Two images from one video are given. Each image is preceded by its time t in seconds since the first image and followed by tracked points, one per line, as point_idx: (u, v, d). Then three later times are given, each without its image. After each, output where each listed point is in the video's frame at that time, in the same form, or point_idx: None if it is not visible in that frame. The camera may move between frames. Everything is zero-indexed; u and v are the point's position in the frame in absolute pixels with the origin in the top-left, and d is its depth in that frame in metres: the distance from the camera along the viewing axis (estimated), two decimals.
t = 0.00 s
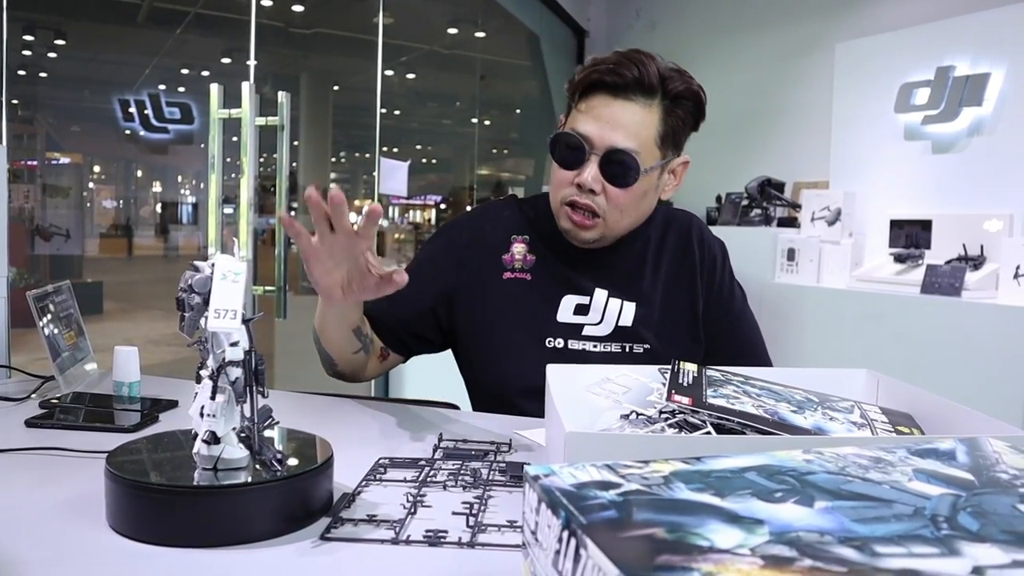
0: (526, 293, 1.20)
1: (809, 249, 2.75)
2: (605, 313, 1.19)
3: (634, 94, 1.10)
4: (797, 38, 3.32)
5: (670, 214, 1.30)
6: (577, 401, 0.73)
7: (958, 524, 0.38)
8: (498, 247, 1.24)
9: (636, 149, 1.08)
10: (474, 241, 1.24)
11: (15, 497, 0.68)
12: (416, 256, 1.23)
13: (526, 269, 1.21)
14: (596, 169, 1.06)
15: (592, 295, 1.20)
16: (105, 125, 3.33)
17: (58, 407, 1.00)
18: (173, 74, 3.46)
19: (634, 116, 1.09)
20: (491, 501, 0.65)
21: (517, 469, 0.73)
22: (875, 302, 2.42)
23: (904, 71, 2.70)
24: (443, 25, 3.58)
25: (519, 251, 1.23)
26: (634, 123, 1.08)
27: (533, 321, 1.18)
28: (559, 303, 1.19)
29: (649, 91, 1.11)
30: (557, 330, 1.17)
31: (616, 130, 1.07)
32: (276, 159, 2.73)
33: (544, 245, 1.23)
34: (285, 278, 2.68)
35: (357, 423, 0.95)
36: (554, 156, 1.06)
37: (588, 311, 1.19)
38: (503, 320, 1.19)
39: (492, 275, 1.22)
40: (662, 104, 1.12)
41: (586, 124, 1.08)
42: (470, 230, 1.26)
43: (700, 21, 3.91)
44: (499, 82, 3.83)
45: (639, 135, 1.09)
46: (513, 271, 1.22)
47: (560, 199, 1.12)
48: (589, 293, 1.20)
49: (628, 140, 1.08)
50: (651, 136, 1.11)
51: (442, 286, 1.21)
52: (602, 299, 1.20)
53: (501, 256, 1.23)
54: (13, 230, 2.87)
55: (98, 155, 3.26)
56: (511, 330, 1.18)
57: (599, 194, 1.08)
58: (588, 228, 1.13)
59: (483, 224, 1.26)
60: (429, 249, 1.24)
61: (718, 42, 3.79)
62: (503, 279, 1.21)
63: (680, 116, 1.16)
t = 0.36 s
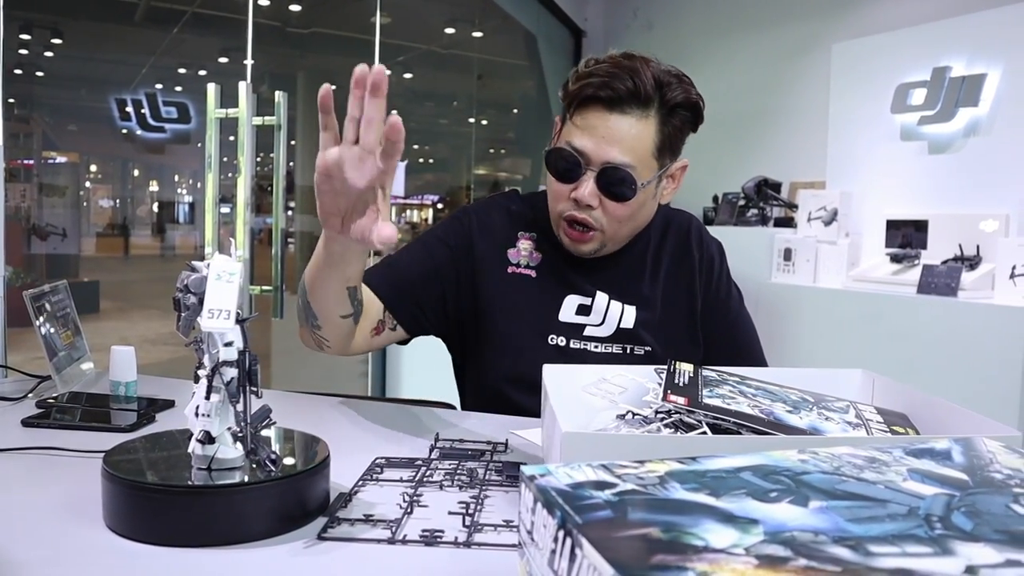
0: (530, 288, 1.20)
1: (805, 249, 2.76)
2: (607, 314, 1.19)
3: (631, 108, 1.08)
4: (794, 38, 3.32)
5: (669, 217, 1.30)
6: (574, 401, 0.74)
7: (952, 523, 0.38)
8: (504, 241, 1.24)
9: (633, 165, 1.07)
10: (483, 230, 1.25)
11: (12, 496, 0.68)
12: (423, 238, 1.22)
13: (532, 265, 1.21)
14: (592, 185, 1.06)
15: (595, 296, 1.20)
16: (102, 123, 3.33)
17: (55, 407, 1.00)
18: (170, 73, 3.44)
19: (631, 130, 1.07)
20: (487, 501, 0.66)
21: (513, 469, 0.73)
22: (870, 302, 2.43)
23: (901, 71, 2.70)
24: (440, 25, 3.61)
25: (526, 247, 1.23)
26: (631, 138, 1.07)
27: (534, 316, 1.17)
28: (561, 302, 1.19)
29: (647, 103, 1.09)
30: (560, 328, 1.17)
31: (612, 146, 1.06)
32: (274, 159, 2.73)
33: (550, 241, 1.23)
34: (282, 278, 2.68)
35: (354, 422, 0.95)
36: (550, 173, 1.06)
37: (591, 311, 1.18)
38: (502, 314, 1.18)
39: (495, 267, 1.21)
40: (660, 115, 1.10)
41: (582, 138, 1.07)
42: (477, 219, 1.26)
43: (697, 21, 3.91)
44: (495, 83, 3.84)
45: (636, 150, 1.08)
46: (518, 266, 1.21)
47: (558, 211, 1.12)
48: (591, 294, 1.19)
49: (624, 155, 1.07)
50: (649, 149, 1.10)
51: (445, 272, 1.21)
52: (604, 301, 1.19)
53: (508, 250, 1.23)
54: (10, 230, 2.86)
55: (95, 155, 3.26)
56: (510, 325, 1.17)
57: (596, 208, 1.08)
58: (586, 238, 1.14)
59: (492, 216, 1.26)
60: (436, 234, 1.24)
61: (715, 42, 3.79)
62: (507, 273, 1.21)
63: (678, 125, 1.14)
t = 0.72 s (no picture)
0: (525, 298, 1.20)
1: (801, 248, 2.77)
2: (604, 320, 1.19)
3: (658, 107, 1.08)
4: (789, 37, 3.33)
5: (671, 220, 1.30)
6: (569, 401, 0.74)
7: (944, 523, 0.39)
8: (496, 249, 1.23)
9: (660, 164, 1.07)
10: (474, 239, 1.24)
11: (6, 497, 0.67)
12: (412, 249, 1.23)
13: (525, 273, 1.21)
14: (618, 184, 1.06)
15: (592, 301, 1.20)
16: (97, 122, 3.31)
17: (49, 406, 0.99)
18: (164, 71, 3.48)
19: (659, 130, 1.07)
20: (481, 501, 0.66)
21: (508, 469, 0.73)
22: (866, 301, 2.43)
23: (896, 70, 2.70)
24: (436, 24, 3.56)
25: (519, 254, 1.22)
26: (659, 138, 1.07)
27: (530, 325, 1.18)
28: (556, 311, 1.19)
29: (673, 103, 1.09)
30: (554, 336, 1.17)
31: (640, 146, 1.06)
32: (270, 157, 2.72)
33: (543, 247, 1.23)
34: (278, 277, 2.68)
35: (348, 423, 0.95)
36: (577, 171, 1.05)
37: (587, 318, 1.19)
38: (496, 326, 1.19)
39: (490, 275, 1.22)
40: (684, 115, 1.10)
41: (608, 136, 1.06)
42: (468, 228, 1.26)
43: (693, 20, 3.91)
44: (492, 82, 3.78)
45: (663, 150, 1.08)
46: (511, 274, 1.22)
47: (577, 210, 1.11)
48: (588, 300, 1.19)
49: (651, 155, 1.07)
50: (673, 148, 1.09)
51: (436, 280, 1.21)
52: (601, 306, 1.19)
53: (500, 259, 1.23)
54: (5, 229, 2.84)
55: (90, 153, 3.23)
56: (506, 334, 1.18)
57: (621, 208, 1.08)
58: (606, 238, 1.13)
59: (483, 223, 1.26)
60: (427, 243, 1.24)
61: (711, 42, 3.79)
62: (502, 282, 1.21)
63: (700, 126, 1.14)
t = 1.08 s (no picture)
0: (520, 290, 1.20)
1: (798, 248, 2.77)
2: (598, 316, 1.19)
3: (617, 76, 1.11)
4: (786, 37, 3.33)
5: (665, 221, 1.30)
6: (563, 403, 0.74)
7: (936, 526, 0.39)
8: (494, 241, 1.24)
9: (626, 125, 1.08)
10: (473, 232, 1.25)
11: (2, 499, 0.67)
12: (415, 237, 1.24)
13: (522, 267, 1.21)
14: (587, 146, 1.07)
15: (585, 299, 1.20)
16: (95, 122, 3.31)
17: (45, 408, 0.99)
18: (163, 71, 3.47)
19: (620, 95, 1.10)
20: (477, 503, 0.66)
21: (504, 471, 0.73)
22: (862, 300, 2.43)
23: (893, 70, 2.70)
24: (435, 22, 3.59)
25: (517, 249, 1.23)
26: (621, 102, 1.09)
27: (526, 318, 1.18)
28: (551, 303, 1.19)
29: (632, 71, 1.12)
30: (547, 330, 1.17)
31: (603, 110, 1.08)
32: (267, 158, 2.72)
33: (540, 244, 1.23)
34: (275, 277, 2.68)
35: (343, 424, 0.95)
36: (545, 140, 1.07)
37: (581, 314, 1.19)
38: (490, 320, 1.19)
39: (487, 267, 1.22)
40: (647, 85, 1.13)
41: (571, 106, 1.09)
42: (466, 222, 1.26)
43: (690, 20, 3.91)
44: (490, 81, 3.83)
45: (626, 113, 1.10)
46: (508, 268, 1.22)
47: (556, 188, 1.11)
48: (581, 295, 1.19)
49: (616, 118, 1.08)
50: (639, 114, 1.11)
51: (431, 272, 1.22)
52: (593, 303, 1.19)
53: (498, 252, 1.23)
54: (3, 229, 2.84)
55: (87, 153, 3.23)
56: (498, 327, 1.18)
57: (596, 171, 1.08)
58: (588, 212, 1.12)
59: (483, 218, 1.27)
60: (429, 233, 1.26)
61: (708, 42, 3.79)
62: (499, 275, 1.21)
63: (666, 98, 1.16)
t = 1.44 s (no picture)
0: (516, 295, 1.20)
1: (792, 247, 2.78)
2: (593, 316, 1.19)
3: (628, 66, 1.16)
4: (780, 36, 3.34)
5: (660, 219, 1.30)
6: (560, 403, 0.74)
7: (932, 524, 0.39)
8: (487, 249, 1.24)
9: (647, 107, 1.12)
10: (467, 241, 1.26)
11: None
12: (410, 252, 1.26)
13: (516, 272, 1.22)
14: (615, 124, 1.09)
15: (581, 299, 1.20)
16: (88, 123, 3.31)
17: (39, 410, 0.99)
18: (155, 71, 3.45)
19: (635, 81, 1.14)
20: (473, 504, 0.66)
21: (500, 471, 0.73)
22: (855, 297, 2.44)
23: (886, 69, 2.71)
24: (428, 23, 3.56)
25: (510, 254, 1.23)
26: (637, 87, 1.14)
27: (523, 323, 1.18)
28: (547, 307, 1.19)
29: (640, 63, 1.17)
30: (544, 332, 1.16)
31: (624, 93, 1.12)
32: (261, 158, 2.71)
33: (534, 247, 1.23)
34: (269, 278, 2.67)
35: (340, 426, 0.95)
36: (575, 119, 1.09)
37: (577, 314, 1.19)
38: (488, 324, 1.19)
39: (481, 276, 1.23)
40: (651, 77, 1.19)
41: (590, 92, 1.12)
42: (461, 231, 1.27)
43: (684, 19, 3.91)
44: (486, 82, 3.75)
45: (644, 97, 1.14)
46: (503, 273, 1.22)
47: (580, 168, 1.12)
48: (578, 296, 1.20)
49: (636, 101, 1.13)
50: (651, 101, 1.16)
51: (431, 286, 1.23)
52: (590, 303, 1.20)
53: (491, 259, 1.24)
54: None
55: (81, 153, 3.22)
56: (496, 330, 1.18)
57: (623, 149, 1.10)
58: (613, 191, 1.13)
59: (477, 225, 1.27)
60: (424, 246, 1.27)
61: (702, 41, 3.80)
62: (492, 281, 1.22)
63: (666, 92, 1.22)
